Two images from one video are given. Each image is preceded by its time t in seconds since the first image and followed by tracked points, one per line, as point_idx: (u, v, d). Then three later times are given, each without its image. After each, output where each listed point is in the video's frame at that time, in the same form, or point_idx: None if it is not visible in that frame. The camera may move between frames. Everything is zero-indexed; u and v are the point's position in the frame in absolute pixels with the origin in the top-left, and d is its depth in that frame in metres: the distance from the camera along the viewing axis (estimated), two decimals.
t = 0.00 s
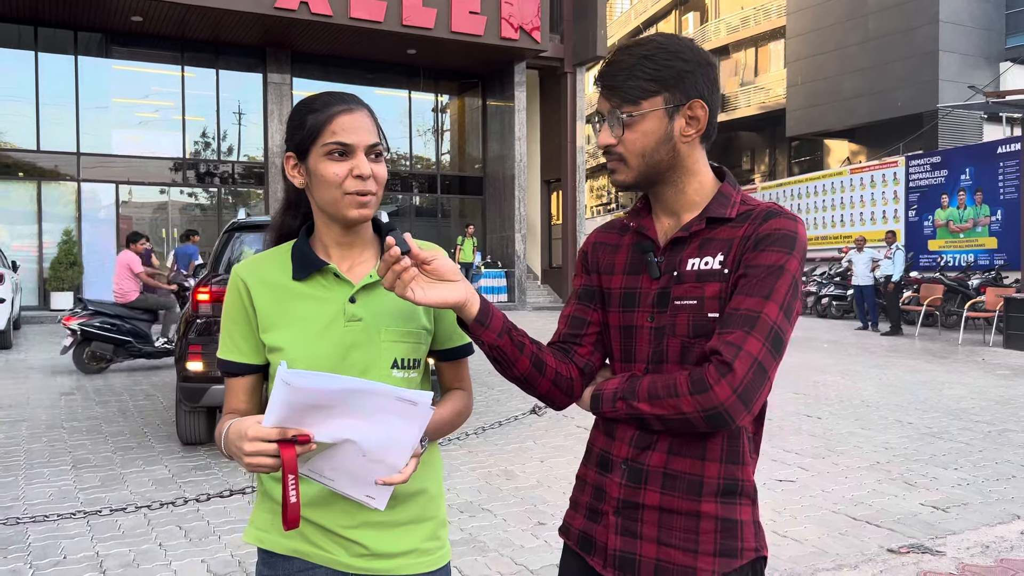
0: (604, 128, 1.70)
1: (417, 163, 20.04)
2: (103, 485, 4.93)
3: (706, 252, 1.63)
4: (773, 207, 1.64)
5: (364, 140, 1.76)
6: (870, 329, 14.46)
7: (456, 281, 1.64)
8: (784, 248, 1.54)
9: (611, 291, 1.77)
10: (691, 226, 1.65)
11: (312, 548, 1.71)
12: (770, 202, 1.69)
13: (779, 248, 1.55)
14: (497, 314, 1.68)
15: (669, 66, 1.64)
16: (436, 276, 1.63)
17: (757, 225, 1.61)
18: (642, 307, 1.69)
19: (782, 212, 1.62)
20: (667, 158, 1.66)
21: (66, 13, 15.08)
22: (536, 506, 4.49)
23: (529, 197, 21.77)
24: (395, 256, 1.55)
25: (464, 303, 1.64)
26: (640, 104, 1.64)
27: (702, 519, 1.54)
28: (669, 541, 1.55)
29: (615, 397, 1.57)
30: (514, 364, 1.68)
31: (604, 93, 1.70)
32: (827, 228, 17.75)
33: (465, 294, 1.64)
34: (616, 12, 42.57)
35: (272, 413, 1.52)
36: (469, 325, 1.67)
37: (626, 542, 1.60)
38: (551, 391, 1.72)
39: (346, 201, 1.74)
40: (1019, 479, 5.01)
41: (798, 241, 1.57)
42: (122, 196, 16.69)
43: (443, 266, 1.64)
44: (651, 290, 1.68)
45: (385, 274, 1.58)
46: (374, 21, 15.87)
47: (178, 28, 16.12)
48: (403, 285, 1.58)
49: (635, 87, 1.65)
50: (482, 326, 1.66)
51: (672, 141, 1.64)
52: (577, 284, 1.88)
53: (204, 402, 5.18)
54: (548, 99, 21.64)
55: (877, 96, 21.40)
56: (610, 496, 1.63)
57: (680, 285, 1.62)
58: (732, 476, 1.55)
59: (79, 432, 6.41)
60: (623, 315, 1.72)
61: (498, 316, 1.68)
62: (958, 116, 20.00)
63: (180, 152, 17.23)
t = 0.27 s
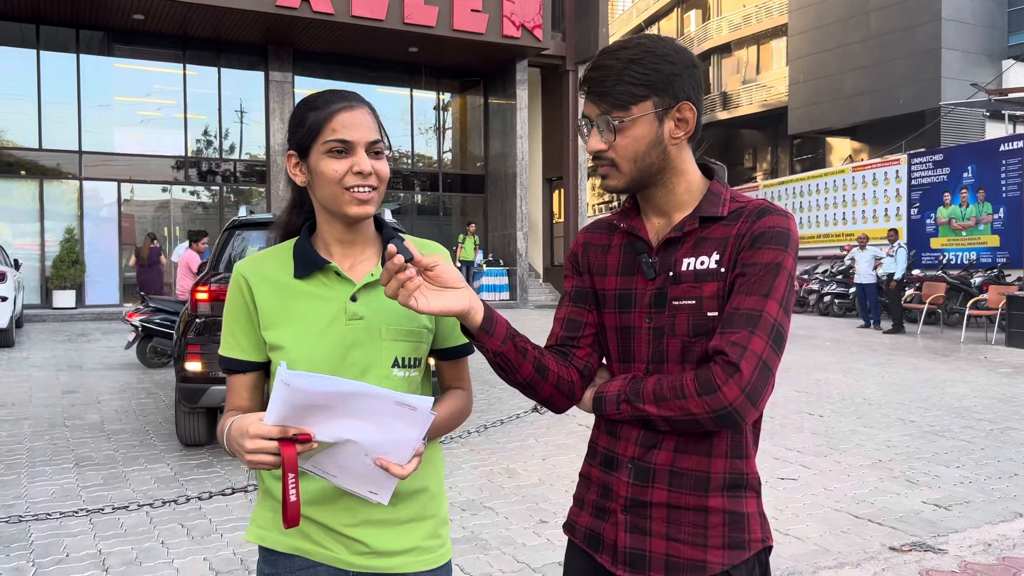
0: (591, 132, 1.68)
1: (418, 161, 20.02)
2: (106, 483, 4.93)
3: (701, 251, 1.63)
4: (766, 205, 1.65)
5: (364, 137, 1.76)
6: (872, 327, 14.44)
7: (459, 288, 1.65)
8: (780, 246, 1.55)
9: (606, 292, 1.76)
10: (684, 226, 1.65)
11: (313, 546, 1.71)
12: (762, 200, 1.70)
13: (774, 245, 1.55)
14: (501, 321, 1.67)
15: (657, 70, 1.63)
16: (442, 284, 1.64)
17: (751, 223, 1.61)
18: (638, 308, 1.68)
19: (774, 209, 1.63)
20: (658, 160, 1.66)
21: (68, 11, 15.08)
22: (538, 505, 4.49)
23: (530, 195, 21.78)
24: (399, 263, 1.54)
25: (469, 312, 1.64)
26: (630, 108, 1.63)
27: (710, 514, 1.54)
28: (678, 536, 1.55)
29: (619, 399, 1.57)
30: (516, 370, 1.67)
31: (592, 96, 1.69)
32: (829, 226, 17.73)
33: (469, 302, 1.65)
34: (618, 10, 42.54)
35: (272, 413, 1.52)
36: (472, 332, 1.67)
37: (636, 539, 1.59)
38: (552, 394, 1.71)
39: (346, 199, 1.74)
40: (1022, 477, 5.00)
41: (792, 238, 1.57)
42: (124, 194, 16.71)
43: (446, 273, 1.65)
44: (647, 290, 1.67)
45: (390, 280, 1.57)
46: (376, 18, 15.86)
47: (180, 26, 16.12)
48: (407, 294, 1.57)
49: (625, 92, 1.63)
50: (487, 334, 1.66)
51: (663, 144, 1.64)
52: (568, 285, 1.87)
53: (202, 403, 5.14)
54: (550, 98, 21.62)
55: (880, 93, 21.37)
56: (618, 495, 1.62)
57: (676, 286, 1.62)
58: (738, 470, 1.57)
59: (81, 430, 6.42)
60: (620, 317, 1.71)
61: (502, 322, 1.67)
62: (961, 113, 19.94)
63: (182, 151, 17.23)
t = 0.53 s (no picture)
0: (598, 132, 1.68)
1: (419, 160, 20.02)
2: (108, 481, 4.94)
3: (708, 248, 1.62)
4: (775, 201, 1.64)
5: (363, 135, 1.76)
6: (874, 325, 14.43)
7: (458, 286, 1.65)
8: (787, 242, 1.55)
9: (613, 290, 1.76)
10: (692, 223, 1.65)
11: (313, 545, 1.71)
12: (770, 197, 1.69)
13: (782, 242, 1.55)
14: (501, 318, 1.68)
15: (662, 68, 1.62)
16: (439, 282, 1.64)
17: (758, 219, 1.61)
18: (645, 305, 1.68)
19: (783, 206, 1.62)
20: (664, 159, 1.65)
21: (69, 10, 15.09)
22: (539, 503, 4.49)
23: (531, 194, 21.79)
24: (397, 262, 1.55)
25: (468, 309, 1.65)
26: (635, 108, 1.62)
27: (715, 513, 1.54)
28: (683, 536, 1.55)
29: (624, 396, 1.57)
30: (520, 367, 1.68)
31: (596, 95, 1.68)
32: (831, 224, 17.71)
33: (468, 299, 1.65)
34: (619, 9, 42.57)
35: (274, 413, 1.52)
36: (473, 329, 1.67)
37: (641, 538, 1.59)
38: (557, 391, 1.71)
39: (346, 199, 1.74)
40: None
41: (800, 235, 1.57)
42: (125, 193, 16.73)
43: (446, 271, 1.65)
44: (654, 287, 1.67)
45: (387, 277, 1.58)
46: (377, 17, 15.86)
47: (181, 25, 16.12)
48: (406, 291, 1.58)
49: (629, 91, 1.63)
50: (489, 331, 1.66)
51: (669, 143, 1.64)
52: (577, 283, 1.87)
53: (201, 404, 5.00)
54: (551, 96, 21.62)
55: (881, 91, 21.34)
56: (623, 494, 1.62)
57: (683, 283, 1.62)
58: (743, 469, 1.56)
59: (83, 428, 6.43)
60: (627, 314, 1.71)
61: (502, 319, 1.68)
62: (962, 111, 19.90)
63: (183, 150, 17.24)
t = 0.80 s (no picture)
0: (620, 130, 1.67)
1: (420, 158, 19.99)
2: (109, 479, 4.95)
3: (720, 244, 1.62)
4: (791, 199, 1.63)
5: (359, 132, 1.76)
6: (875, 323, 14.42)
7: (454, 278, 1.67)
8: (800, 239, 1.54)
9: (629, 284, 1.77)
10: (707, 218, 1.65)
11: (312, 542, 1.72)
12: (788, 194, 1.68)
13: (794, 239, 1.53)
14: (500, 310, 1.67)
15: (686, 67, 1.60)
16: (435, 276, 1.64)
17: (774, 215, 1.60)
18: (657, 300, 1.68)
19: (799, 203, 1.61)
20: (685, 159, 1.64)
21: (70, 8, 15.08)
22: (540, 501, 4.49)
23: (532, 191, 21.78)
24: (395, 252, 1.55)
25: (465, 300, 1.65)
26: (657, 108, 1.61)
27: (714, 516, 1.53)
28: (681, 538, 1.55)
29: (626, 390, 1.57)
30: (521, 360, 1.68)
31: (615, 90, 1.67)
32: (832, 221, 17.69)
33: (464, 292, 1.65)
34: (620, 7, 42.55)
35: (275, 411, 1.52)
36: (471, 320, 1.67)
37: (638, 538, 1.60)
38: (563, 385, 1.72)
39: (341, 195, 1.74)
40: None
41: (813, 232, 1.56)
42: (126, 191, 16.74)
43: (441, 263, 1.67)
44: (666, 283, 1.67)
45: (384, 266, 1.59)
46: (378, 15, 15.83)
47: (182, 23, 16.11)
48: (403, 276, 1.59)
49: (650, 90, 1.61)
50: (485, 322, 1.65)
51: (691, 142, 1.63)
52: (595, 278, 1.88)
53: (196, 406, 4.92)
54: (552, 94, 21.61)
55: (883, 89, 21.30)
56: (624, 492, 1.63)
57: (693, 278, 1.62)
58: (746, 472, 1.54)
59: (84, 426, 6.44)
60: (640, 309, 1.71)
61: (502, 311, 1.67)
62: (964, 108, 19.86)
63: (184, 148, 17.24)
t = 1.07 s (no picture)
0: (629, 128, 1.67)
1: (421, 156, 19.98)
2: (110, 478, 4.95)
3: (727, 243, 1.62)
4: (799, 197, 1.63)
5: (361, 129, 1.76)
6: (876, 321, 14.41)
7: (458, 276, 1.67)
8: (807, 238, 1.53)
9: (635, 283, 1.76)
10: (715, 217, 1.65)
11: (312, 540, 1.71)
12: (797, 193, 1.68)
13: (800, 238, 1.54)
14: (504, 307, 1.66)
15: (700, 67, 1.60)
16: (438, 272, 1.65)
17: (781, 214, 1.60)
18: (663, 299, 1.68)
19: (807, 202, 1.61)
20: (695, 159, 1.65)
21: (70, 6, 15.07)
22: (540, 499, 4.50)
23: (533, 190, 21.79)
24: (396, 247, 1.56)
25: (467, 297, 1.65)
26: (669, 107, 1.61)
27: (714, 518, 1.53)
28: (680, 539, 1.55)
29: (630, 389, 1.58)
30: (525, 358, 1.68)
31: (625, 87, 1.68)
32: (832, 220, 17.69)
33: (467, 288, 1.65)
34: (621, 5, 42.56)
35: (280, 406, 1.52)
36: (474, 318, 1.67)
37: (638, 538, 1.60)
38: (566, 383, 1.72)
39: (344, 192, 1.74)
40: None
41: (821, 232, 1.55)
42: (127, 190, 16.74)
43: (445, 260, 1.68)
44: (671, 281, 1.68)
45: (389, 262, 1.59)
46: (378, 14, 15.82)
47: (182, 22, 16.10)
48: (406, 272, 1.59)
49: (663, 90, 1.61)
50: (488, 319, 1.65)
51: (701, 142, 1.63)
52: (601, 276, 1.88)
53: (191, 411, 4.83)
54: (552, 92, 21.60)
55: (884, 87, 21.29)
56: (625, 491, 1.63)
57: (699, 276, 1.62)
58: (748, 474, 1.53)
59: (85, 425, 6.45)
60: (646, 308, 1.71)
61: (505, 309, 1.66)
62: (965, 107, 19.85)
63: (185, 146, 17.24)
